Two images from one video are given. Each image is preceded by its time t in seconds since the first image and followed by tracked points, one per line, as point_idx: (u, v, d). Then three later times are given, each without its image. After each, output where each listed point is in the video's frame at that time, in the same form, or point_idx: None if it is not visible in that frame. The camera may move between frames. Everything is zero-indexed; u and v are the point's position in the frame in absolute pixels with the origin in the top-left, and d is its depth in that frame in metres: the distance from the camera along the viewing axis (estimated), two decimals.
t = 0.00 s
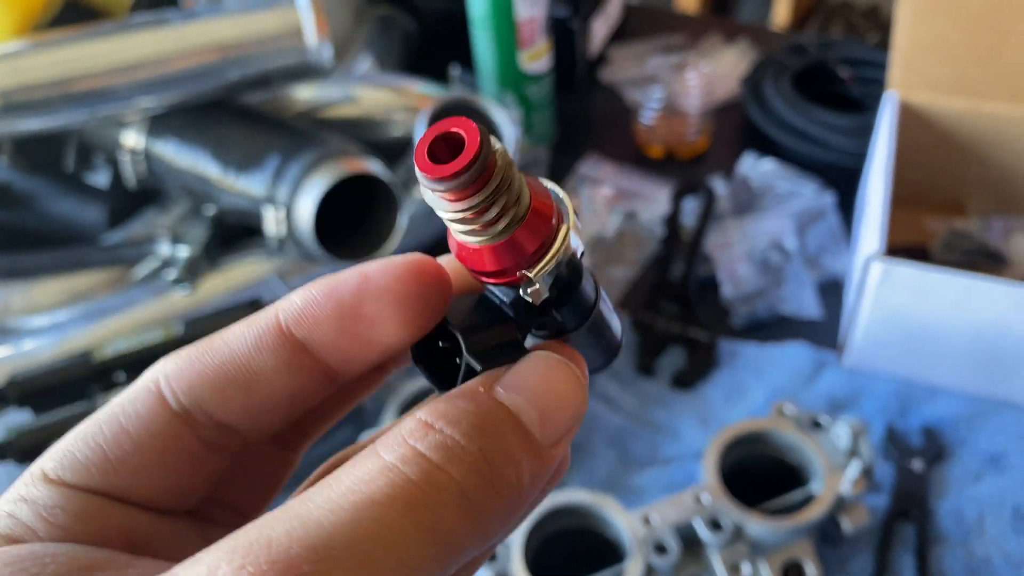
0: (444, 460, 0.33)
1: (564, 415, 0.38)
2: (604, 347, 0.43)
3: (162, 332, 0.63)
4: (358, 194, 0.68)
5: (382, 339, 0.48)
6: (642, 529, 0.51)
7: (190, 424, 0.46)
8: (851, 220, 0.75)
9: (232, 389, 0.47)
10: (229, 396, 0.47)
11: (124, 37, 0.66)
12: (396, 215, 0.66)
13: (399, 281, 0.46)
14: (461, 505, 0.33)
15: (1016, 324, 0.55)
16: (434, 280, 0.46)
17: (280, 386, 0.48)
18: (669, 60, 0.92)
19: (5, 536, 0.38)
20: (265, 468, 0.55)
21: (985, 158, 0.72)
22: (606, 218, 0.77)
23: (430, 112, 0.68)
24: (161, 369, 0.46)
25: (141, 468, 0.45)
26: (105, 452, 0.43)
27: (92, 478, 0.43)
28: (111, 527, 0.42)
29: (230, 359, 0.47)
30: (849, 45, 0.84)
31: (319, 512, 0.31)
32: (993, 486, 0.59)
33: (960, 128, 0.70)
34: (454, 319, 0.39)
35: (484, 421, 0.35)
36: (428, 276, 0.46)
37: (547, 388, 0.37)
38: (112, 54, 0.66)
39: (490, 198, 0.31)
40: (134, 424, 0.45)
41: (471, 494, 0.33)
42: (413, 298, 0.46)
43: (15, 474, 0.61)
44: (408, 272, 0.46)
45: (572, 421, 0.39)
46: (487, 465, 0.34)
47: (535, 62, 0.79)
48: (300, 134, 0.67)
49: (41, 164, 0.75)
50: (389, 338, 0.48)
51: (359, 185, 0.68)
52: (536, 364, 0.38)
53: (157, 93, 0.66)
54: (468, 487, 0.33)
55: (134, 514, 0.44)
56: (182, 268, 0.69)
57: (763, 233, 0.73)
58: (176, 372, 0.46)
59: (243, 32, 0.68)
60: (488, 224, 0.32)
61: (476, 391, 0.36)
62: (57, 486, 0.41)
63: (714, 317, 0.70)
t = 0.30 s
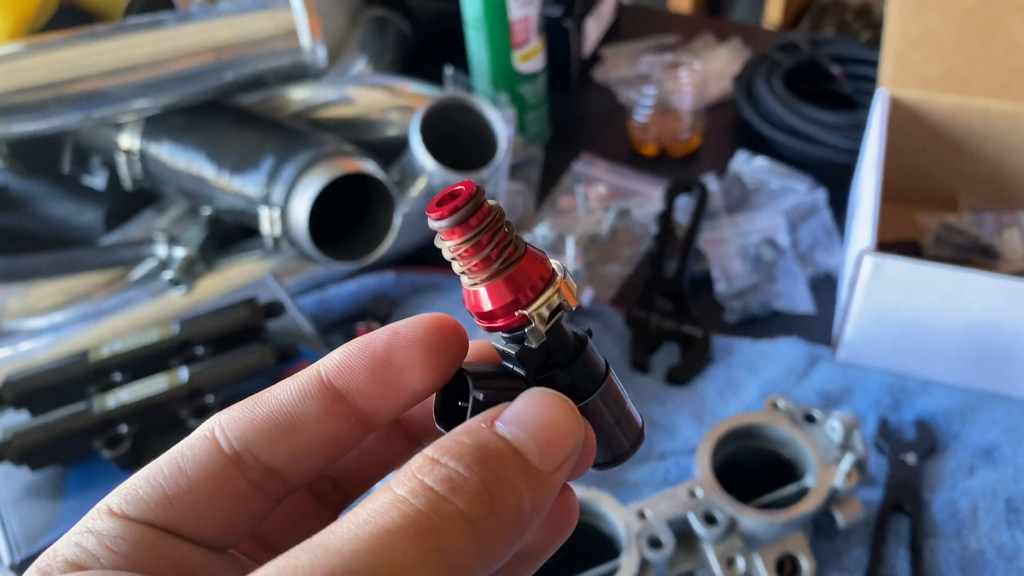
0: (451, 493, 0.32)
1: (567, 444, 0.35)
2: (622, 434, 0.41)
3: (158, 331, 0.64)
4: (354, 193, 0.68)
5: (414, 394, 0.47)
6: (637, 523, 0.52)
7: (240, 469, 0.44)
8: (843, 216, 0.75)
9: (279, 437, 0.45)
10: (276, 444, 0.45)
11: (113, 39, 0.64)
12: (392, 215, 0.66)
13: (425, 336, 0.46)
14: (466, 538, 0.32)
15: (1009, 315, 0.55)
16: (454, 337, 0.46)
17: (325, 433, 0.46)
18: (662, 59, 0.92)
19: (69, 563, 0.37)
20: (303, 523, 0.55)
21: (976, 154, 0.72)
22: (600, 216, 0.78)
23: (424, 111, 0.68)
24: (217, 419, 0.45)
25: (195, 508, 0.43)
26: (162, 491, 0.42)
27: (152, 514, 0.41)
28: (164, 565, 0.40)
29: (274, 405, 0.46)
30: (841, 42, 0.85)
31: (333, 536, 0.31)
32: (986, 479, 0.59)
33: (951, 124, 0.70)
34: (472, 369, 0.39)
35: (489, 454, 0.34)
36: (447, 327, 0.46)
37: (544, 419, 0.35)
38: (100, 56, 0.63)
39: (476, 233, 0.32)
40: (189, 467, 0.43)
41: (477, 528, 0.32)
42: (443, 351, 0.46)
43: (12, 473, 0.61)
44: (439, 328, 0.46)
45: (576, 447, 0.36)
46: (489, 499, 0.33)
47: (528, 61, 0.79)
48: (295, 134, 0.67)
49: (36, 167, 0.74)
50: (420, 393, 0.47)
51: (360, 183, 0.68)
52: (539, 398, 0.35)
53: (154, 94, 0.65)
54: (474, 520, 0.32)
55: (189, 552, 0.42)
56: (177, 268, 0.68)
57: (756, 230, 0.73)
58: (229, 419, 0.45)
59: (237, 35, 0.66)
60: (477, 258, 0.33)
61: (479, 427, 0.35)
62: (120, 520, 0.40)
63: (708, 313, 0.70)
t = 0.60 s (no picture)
0: (390, 457, 0.33)
1: (517, 396, 0.35)
2: (609, 441, 0.36)
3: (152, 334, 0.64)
4: (346, 196, 0.69)
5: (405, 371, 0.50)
6: (628, 522, 0.52)
7: (241, 450, 0.46)
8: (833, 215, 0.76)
9: (276, 414, 0.47)
10: (274, 422, 0.47)
11: (106, 45, 0.64)
12: (385, 218, 0.66)
13: (414, 318, 0.49)
14: (415, 497, 0.33)
15: (998, 312, 0.55)
16: (440, 315, 0.50)
17: (320, 413, 0.49)
18: (653, 60, 0.92)
19: (74, 550, 0.37)
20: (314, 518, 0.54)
21: (964, 153, 0.73)
22: (593, 217, 0.78)
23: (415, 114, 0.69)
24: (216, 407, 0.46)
25: (197, 491, 0.44)
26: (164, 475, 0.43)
27: (154, 498, 0.42)
28: (165, 545, 0.40)
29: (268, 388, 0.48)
30: (831, 42, 0.85)
31: (286, 517, 0.31)
32: (975, 475, 0.60)
33: (939, 124, 0.70)
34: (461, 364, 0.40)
35: (431, 413, 0.34)
36: (432, 307, 0.49)
37: (490, 371, 0.35)
38: (94, 62, 0.63)
39: (462, 209, 0.37)
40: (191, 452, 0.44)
41: (425, 488, 0.33)
42: (430, 329, 0.49)
43: (7, 477, 0.61)
44: (427, 309, 0.49)
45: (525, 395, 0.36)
46: (434, 457, 0.33)
47: (520, 65, 0.79)
48: (287, 138, 0.67)
49: (30, 172, 0.75)
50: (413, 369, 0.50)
51: (353, 187, 0.68)
52: (480, 349, 0.35)
53: (147, 100, 0.65)
54: (422, 479, 0.33)
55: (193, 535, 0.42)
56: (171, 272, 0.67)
57: (746, 230, 0.74)
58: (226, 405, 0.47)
59: (229, 40, 0.66)
60: (461, 233, 0.37)
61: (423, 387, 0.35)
62: (124, 505, 0.40)
63: (700, 312, 0.71)
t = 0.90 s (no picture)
0: (418, 449, 0.34)
1: (537, 390, 0.37)
2: (606, 434, 0.40)
3: (155, 339, 0.64)
4: (346, 200, 0.69)
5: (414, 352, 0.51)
6: (629, 521, 0.53)
7: (247, 426, 0.47)
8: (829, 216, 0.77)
9: (284, 391, 0.48)
10: (281, 398, 0.48)
11: (107, 51, 0.65)
12: (385, 221, 0.66)
13: (424, 296, 0.50)
14: (441, 488, 0.34)
15: (993, 311, 0.56)
16: (450, 296, 0.51)
17: (325, 391, 0.50)
18: (650, 64, 0.93)
19: (83, 523, 0.38)
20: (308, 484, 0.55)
21: (958, 154, 0.74)
22: (591, 220, 0.79)
23: (415, 118, 0.69)
24: (222, 378, 0.47)
25: (205, 466, 0.45)
26: (172, 450, 0.44)
27: (162, 472, 0.43)
28: (176, 523, 0.42)
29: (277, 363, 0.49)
30: (825, 45, 0.86)
31: (315, 501, 0.32)
32: (971, 473, 0.60)
33: (934, 125, 0.71)
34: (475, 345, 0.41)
35: (458, 407, 0.35)
36: (443, 285, 0.50)
37: (515, 368, 0.36)
38: (95, 68, 0.64)
39: (485, 187, 0.36)
40: (199, 425, 0.45)
41: (450, 479, 0.34)
42: (439, 310, 0.50)
43: (12, 481, 0.61)
44: (434, 288, 0.50)
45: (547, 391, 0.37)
46: (461, 450, 0.35)
47: (517, 68, 0.80)
48: (287, 143, 0.68)
49: (32, 178, 0.75)
50: (417, 349, 0.51)
51: (354, 191, 0.69)
52: (508, 343, 0.37)
53: (147, 105, 0.66)
54: (446, 471, 0.34)
55: (198, 508, 0.44)
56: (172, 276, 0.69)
57: (743, 232, 0.74)
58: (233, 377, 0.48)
59: (229, 45, 0.66)
60: (482, 211, 0.36)
61: (448, 381, 0.36)
62: (131, 478, 0.42)
63: (698, 314, 0.71)
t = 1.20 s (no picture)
0: (458, 466, 0.34)
1: (561, 407, 0.36)
2: (614, 455, 0.38)
3: (154, 339, 0.65)
4: (345, 201, 0.70)
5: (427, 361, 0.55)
6: (625, 519, 0.53)
7: (271, 421, 0.49)
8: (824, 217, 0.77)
9: (304, 392, 0.51)
10: (300, 398, 0.51)
11: (106, 54, 0.65)
12: (383, 222, 0.67)
13: (433, 315, 0.54)
14: (475, 501, 0.34)
15: (986, 310, 0.56)
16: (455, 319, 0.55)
17: (344, 394, 0.52)
18: (646, 65, 0.94)
19: (125, 512, 0.38)
20: (325, 487, 0.56)
21: (952, 155, 0.74)
22: (588, 220, 0.79)
23: (412, 120, 0.70)
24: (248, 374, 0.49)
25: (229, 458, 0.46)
26: (199, 439, 0.45)
27: (192, 461, 0.44)
28: (207, 507, 0.43)
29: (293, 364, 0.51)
30: (820, 47, 0.87)
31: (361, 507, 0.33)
32: (965, 471, 0.61)
33: (928, 126, 0.71)
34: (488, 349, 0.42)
35: (490, 425, 0.36)
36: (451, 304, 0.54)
37: (541, 388, 0.35)
38: (96, 71, 0.64)
39: (517, 219, 0.37)
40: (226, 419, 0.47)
41: (481, 493, 0.35)
42: (445, 331, 0.54)
43: (12, 482, 0.62)
44: (442, 310, 0.54)
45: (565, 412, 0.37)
46: (492, 468, 0.35)
47: (514, 70, 0.80)
48: (286, 145, 0.68)
49: (31, 181, 0.75)
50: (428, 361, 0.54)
51: (353, 193, 0.69)
52: (535, 357, 0.36)
53: (146, 108, 0.66)
54: (479, 486, 0.34)
55: (226, 494, 0.45)
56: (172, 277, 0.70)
57: (740, 232, 0.75)
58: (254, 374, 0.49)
59: (228, 48, 0.67)
60: (513, 240, 0.37)
61: (479, 396, 0.36)
62: (166, 468, 0.42)
63: (695, 313, 0.72)
